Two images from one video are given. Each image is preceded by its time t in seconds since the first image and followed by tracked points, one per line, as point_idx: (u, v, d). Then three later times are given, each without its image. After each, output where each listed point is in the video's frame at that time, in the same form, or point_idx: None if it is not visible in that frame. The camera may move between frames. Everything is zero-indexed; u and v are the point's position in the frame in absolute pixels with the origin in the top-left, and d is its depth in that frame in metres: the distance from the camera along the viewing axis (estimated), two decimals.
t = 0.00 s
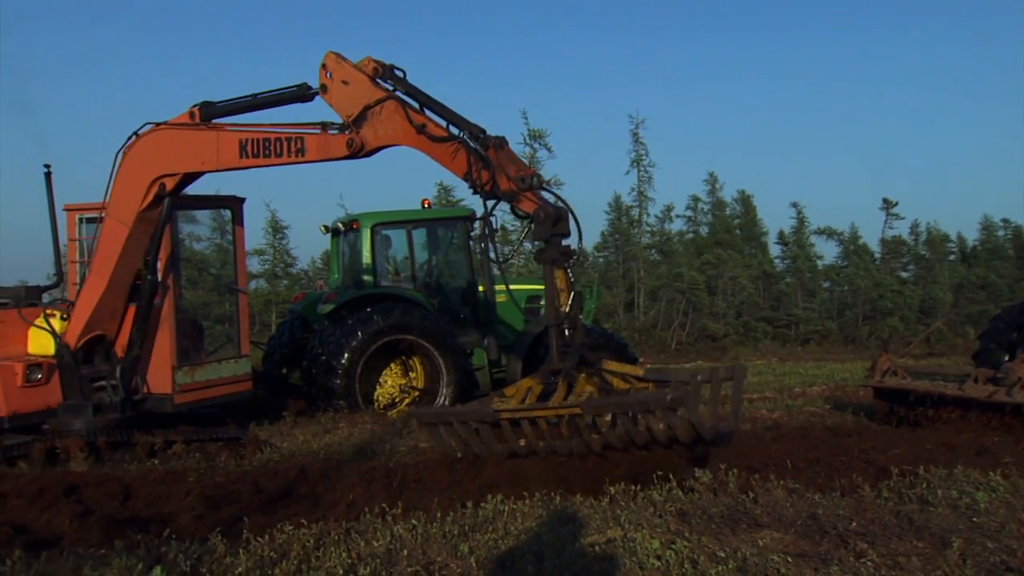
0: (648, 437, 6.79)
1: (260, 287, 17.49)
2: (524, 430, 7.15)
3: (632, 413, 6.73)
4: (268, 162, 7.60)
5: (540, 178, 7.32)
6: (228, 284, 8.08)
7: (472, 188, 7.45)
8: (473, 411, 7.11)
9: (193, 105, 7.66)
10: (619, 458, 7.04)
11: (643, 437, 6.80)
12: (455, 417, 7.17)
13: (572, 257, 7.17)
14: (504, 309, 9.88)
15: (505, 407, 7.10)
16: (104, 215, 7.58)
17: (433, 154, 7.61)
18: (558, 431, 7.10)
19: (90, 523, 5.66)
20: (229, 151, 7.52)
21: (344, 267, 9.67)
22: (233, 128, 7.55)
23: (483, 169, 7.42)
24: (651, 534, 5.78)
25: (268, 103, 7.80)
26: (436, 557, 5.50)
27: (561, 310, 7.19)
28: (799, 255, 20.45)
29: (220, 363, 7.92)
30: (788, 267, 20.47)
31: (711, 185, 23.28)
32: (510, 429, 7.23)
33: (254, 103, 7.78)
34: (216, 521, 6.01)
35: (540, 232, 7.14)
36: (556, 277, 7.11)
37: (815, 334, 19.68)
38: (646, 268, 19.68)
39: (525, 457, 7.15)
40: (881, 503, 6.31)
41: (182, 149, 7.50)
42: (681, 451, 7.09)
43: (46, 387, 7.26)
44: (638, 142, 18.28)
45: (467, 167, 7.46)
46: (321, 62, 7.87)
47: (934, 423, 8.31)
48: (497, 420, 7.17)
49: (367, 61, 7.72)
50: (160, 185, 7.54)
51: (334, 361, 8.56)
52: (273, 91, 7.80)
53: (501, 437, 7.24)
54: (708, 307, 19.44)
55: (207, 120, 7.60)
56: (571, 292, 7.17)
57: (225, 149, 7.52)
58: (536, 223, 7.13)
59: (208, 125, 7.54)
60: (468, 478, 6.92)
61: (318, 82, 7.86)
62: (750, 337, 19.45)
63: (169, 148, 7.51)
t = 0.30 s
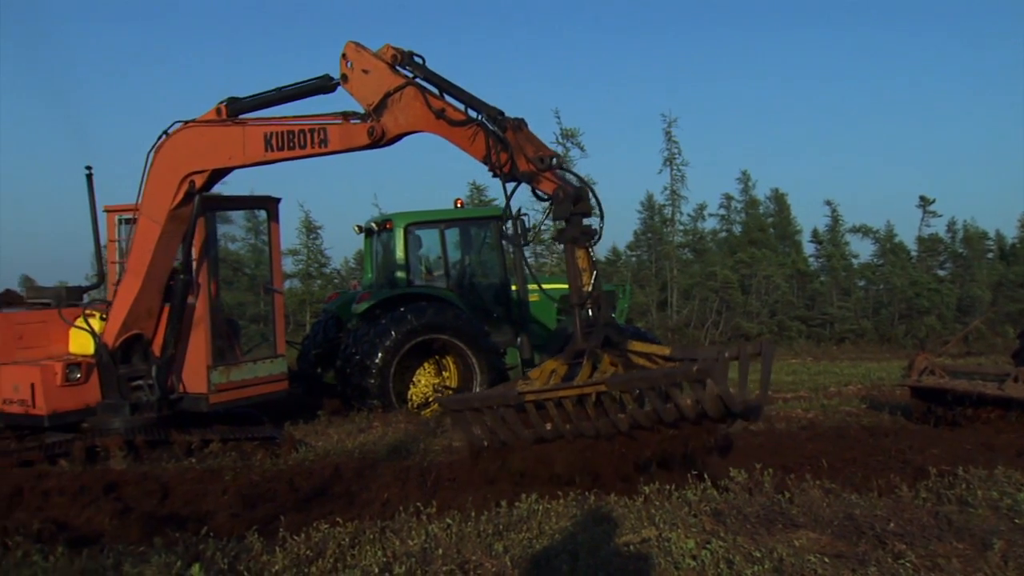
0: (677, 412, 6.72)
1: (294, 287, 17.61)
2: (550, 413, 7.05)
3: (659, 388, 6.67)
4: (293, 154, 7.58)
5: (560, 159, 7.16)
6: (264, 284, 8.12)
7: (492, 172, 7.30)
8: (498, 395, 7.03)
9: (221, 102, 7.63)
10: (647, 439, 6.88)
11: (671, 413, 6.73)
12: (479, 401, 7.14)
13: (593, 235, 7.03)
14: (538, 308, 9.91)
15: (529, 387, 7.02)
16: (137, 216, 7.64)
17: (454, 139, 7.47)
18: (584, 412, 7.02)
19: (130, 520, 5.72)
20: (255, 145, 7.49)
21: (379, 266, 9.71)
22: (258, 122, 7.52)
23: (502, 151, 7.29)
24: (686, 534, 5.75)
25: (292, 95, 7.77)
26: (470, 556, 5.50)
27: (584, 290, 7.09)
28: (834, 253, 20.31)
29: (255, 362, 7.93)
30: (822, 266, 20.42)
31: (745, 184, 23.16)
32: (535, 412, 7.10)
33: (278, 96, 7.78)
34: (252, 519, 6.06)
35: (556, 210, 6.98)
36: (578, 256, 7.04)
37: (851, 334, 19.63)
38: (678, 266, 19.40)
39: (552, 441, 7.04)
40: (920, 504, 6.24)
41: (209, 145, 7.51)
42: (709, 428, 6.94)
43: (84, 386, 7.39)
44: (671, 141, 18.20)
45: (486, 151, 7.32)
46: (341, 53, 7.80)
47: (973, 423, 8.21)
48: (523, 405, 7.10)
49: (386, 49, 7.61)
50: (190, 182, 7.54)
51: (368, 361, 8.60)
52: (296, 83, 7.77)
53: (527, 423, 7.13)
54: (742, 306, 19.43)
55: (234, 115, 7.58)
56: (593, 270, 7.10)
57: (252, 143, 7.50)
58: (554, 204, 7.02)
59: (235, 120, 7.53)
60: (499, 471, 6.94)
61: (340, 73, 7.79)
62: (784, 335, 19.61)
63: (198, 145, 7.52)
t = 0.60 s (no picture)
0: (693, 393, 6.48)
1: (330, 287, 17.74)
2: (563, 395, 6.78)
3: (674, 365, 6.47)
4: (317, 147, 7.53)
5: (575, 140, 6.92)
6: (300, 285, 8.16)
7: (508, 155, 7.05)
8: (510, 376, 6.76)
9: (248, 98, 7.65)
10: (663, 422, 6.62)
11: (687, 394, 6.49)
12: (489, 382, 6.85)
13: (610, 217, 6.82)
14: (573, 308, 9.89)
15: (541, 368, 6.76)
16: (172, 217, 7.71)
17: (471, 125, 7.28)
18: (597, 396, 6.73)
19: (170, 518, 5.77)
20: (280, 140, 7.49)
21: (414, 266, 9.78)
22: (283, 116, 7.53)
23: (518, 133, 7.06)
24: (723, 534, 5.72)
25: (313, 88, 7.74)
26: (507, 556, 5.51)
27: (599, 270, 6.85)
28: (870, 252, 20.23)
29: (291, 363, 7.97)
30: (859, 264, 20.31)
31: (780, 182, 23.02)
32: (550, 395, 6.84)
33: (301, 91, 7.77)
34: (290, 518, 6.10)
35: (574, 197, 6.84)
36: (594, 237, 6.82)
37: (889, 333, 19.33)
38: (714, 266, 19.30)
39: (567, 426, 6.76)
40: (961, 506, 6.17)
41: (237, 143, 7.54)
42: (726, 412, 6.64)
43: (126, 385, 7.48)
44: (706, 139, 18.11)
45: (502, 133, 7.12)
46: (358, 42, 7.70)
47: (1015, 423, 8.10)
48: (537, 386, 6.82)
49: (403, 36, 7.48)
50: (220, 181, 7.59)
51: (403, 361, 8.63)
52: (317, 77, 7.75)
53: (540, 406, 6.84)
54: (779, 305, 19.47)
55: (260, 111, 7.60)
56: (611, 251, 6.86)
57: (278, 138, 7.50)
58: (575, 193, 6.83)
59: (261, 116, 7.54)
60: (518, 460, 6.83)
61: (357, 62, 7.70)
62: (821, 335, 19.46)
63: (226, 143, 7.57)
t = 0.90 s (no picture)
0: (697, 372, 6.21)
1: (366, 287, 17.83)
2: (567, 373, 6.56)
3: (678, 342, 6.23)
4: (338, 138, 7.51)
5: (584, 116, 6.58)
6: (338, 284, 8.10)
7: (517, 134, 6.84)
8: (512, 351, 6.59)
9: (273, 95, 7.71)
10: (668, 401, 6.36)
11: (690, 372, 6.22)
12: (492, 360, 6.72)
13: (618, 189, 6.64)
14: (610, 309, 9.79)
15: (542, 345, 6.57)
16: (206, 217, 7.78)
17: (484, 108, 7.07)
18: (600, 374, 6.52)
19: (212, 516, 5.82)
20: (303, 133, 7.53)
21: (451, 265, 9.84)
22: (306, 110, 7.56)
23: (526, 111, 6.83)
24: (763, 534, 5.69)
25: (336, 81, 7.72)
26: (545, 555, 5.50)
27: (606, 246, 6.61)
28: (910, 251, 20.08)
29: (329, 362, 7.96)
30: (898, 263, 20.12)
31: (818, 180, 22.84)
32: (553, 373, 6.63)
33: (327, 82, 7.77)
34: (329, 516, 6.13)
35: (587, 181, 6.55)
36: (601, 213, 6.64)
37: (929, 331, 19.05)
38: (750, 265, 19.32)
39: (570, 405, 6.55)
40: (1006, 507, 6.08)
41: (264, 139, 7.59)
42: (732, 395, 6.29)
43: (167, 384, 7.58)
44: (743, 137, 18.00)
45: (512, 114, 6.88)
46: (375, 32, 7.59)
47: None
48: (541, 364, 6.63)
49: (415, 22, 7.35)
50: (250, 178, 7.65)
51: (440, 361, 8.68)
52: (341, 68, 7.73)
53: (542, 383, 6.64)
54: (817, 304, 19.41)
55: (286, 107, 7.65)
56: (618, 227, 6.63)
57: (302, 133, 7.54)
58: (594, 179, 6.65)
59: (285, 112, 7.59)
60: (518, 446, 6.78)
61: (374, 52, 7.62)
62: (861, 333, 19.13)
63: (253, 140, 7.63)
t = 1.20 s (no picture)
0: (691, 357, 6.11)
1: (403, 286, 17.89)
2: (559, 356, 6.39)
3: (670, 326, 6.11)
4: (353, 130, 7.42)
5: (581, 93, 6.46)
6: (374, 284, 7.95)
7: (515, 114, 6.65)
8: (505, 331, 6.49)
9: (296, 91, 7.72)
10: (661, 386, 6.22)
11: (685, 358, 6.13)
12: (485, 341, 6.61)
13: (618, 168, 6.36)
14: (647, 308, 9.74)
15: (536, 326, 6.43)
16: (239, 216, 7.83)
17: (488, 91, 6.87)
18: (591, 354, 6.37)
19: (252, 514, 5.86)
20: (322, 127, 7.49)
21: (486, 264, 9.82)
22: (324, 104, 7.52)
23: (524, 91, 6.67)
24: (803, 534, 5.64)
25: (354, 72, 7.65)
26: (583, 554, 5.49)
27: (603, 227, 6.46)
28: (951, 247, 19.85)
29: (366, 362, 7.85)
30: (938, 261, 19.89)
31: (856, 177, 22.62)
32: (545, 355, 6.46)
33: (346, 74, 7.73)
34: (367, 515, 6.15)
35: (588, 162, 6.36)
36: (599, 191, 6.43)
37: (971, 330, 18.91)
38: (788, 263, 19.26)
39: (562, 387, 6.33)
40: None
41: (288, 135, 7.61)
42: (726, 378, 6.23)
43: (203, 384, 7.66)
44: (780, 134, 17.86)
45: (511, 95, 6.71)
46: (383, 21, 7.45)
47: None
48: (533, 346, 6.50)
49: (422, 8, 7.21)
50: (278, 175, 7.68)
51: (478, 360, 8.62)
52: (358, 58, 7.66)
53: (536, 365, 6.48)
54: (855, 302, 19.08)
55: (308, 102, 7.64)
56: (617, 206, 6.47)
57: (321, 127, 7.50)
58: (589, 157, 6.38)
59: (306, 108, 7.58)
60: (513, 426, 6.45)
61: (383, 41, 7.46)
62: (901, 332, 18.93)
63: (278, 137, 7.65)
